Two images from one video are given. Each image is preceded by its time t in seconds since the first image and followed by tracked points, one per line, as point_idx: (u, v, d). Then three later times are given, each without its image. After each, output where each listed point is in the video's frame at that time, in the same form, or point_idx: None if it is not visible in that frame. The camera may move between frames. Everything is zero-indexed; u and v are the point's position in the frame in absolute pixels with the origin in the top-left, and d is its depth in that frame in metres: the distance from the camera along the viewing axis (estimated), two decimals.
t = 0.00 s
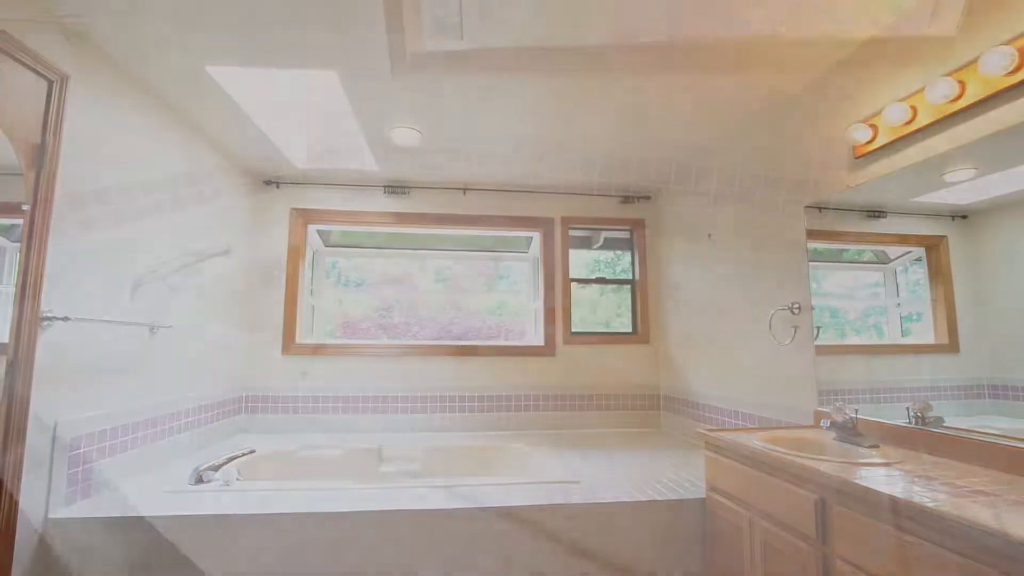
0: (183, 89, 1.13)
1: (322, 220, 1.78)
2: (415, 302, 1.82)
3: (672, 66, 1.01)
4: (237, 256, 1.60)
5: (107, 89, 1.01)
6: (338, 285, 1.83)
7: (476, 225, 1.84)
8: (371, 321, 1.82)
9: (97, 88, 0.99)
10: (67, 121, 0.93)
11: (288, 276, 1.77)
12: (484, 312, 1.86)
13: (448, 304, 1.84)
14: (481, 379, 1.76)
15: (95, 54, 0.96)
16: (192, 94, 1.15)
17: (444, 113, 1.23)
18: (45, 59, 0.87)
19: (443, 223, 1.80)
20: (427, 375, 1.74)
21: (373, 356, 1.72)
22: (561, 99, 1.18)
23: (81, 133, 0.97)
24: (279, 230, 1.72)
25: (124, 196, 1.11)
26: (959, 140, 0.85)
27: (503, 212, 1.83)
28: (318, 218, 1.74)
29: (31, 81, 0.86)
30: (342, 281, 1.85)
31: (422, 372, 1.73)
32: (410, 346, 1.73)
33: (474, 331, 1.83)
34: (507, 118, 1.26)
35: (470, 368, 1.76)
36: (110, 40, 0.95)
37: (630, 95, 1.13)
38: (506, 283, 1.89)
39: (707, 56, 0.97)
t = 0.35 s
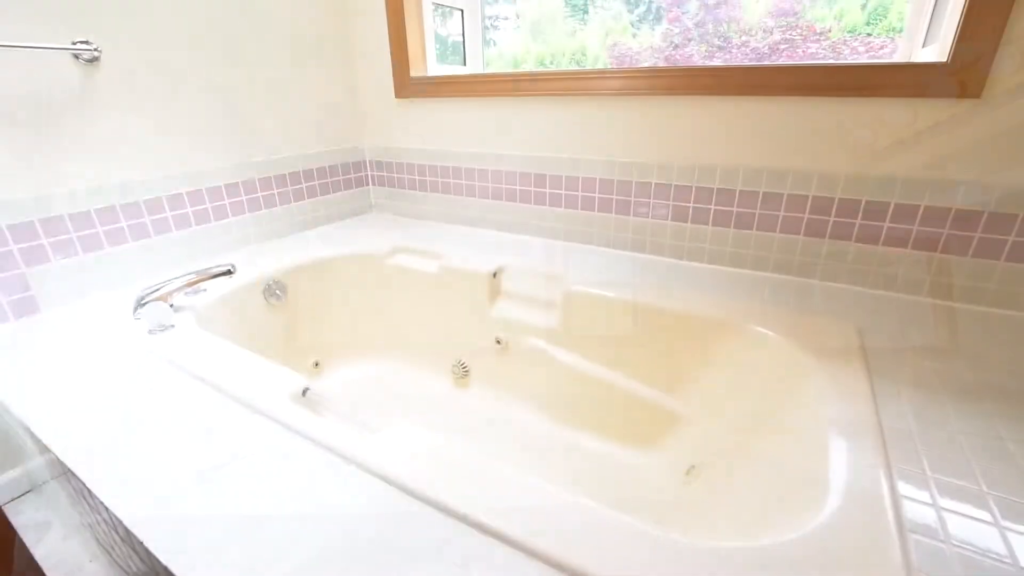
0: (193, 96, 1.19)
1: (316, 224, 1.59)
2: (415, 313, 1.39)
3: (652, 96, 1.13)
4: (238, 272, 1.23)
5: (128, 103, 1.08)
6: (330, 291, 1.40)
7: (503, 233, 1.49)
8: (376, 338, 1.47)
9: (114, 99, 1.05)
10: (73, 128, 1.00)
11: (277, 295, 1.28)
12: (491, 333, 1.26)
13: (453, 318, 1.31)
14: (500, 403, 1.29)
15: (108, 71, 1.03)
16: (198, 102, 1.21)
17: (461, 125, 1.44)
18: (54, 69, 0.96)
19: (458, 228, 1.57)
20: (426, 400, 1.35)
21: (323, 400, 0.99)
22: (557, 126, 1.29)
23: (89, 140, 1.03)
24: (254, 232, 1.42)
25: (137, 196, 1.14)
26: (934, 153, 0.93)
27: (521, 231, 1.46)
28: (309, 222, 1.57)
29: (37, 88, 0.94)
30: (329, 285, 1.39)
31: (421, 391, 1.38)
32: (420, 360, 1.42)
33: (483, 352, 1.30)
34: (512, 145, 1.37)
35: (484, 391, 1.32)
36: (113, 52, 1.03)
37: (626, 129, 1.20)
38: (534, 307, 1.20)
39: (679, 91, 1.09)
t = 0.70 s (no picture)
0: (200, 117, 1.22)
1: (319, 243, 1.60)
2: (418, 332, 1.38)
3: (652, 118, 1.15)
4: (243, 291, 1.24)
5: (137, 124, 1.10)
6: (332, 311, 1.40)
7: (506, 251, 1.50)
8: (377, 357, 1.47)
9: (126, 121, 1.08)
10: (85, 148, 1.03)
11: (280, 314, 1.29)
12: (492, 354, 1.26)
13: (455, 337, 1.32)
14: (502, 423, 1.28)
15: (120, 94, 1.07)
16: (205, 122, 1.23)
17: (464, 146, 1.46)
18: (66, 92, 0.99)
19: (461, 245, 1.59)
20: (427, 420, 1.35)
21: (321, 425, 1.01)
22: (560, 148, 1.30)
23: (100, 160, 1.06)
24: (258, 250, 1.43)
25: (144, 215, 1.15)
26: (933, 176, 0.94)
27: (522, 251, 1.47)
28: (312, 241, 1.58)
29: (50, 111, 0.97)
30: (332, 305, 1.40)
31: (424, 411, 1.37)
32: (421, 379, 1.42)
33: (484, 372, 1.30)
34: (515, 167, 1.39)
35: (485, 410, 1.32)
36: (125, 75, 1.06)
37: (627, 151, 1.21)
38: (536, 328, 1.20)
39: (679, 114, 1.11)
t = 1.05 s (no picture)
0: (212, 135, 1.24)
1: (326, 260, 1.62)
2: (423, 349, 1.39)
3: (655, 138, 1.16)
4: (250, 308, 1.25)
5: (149, 141, 1.12)
6: (337, 327, 1.41)
7: (510, 269, 1.51)
8: (381, 374, 1.47)
9: (139, 140, 1.11)
10: (100, 166, 1.05)
11: (286, 330, 1.30)
12: (497, 372, 1.26)
13: (460, 354, 1.32)
14: (506, 441, 1.28)
15: (135, 114, 1.09)
16: (217, 141, 1.26)
17: (470, 165, 1.48)
18: (81, 112, 1.01)
19: (466, 262, 1.60)
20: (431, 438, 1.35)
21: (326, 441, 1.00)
22: (565, 167, 1.32)
23: (114, 178, 1.08)
24: (265, 266, 1.44)
25: (155, 231, 1.17)
26: (939, 196, 0.94)
27: (527, 269, 1.48)
28: (318, 258, 1.59)
29: (65, 132, 0.99)
30: (337, 321, 1.40)
31: (428, 429, 1.36)
32: (426, 397, 1.41)
33: (488, 390, 1.29)
34: (520, 186, 1.41)
35: (489, 429, 1.31)
36: (140, 96, 1.09)
37: (631, 170, 1.22)
38: (541, 345, 1.20)
39: (682, 134, 1.13)
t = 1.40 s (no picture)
0: (223, 154, 1.27)
1: (333, 276, 1.63)
2: (428, 366, 1.38)
3: (660, 158, 1.17)
4: (257, 324, 1.26)
5: (161, 159, 1.15)
6: (342, 343, 1.41)
7: (516, 286, 1.51)
8: (386, 391, 1.46)
9: (153, 158, 1.13)
10: (114, 184, 1.07)
11: (292, 347, 1.30)
12: (502, 390, 1.26)
13: (464, 371, 1.31)
14: (511, 461, 1.26)
15: (149, 134, 1.12)
16: (228, 159, 1.28)
17: (476, 183, 1.49)
18: (97, 131, 1.03)
19: (472, 279, 1.60)
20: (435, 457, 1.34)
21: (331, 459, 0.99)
22: (570, 186, 1.33)
23: (127, 195, 1.10)
24: (273, 282, 1.45)
25: (165, 247, 1.19)
26: (946, 215, 0.94)
27: (533, 286, 1.48)
28: (325, 274, 1.60)
29: (80, 150, 1.02)
30: (343, 337, 1.41)
31: (433, 448, 1.35)
32: (430, 414, 1.41)
33: (493, 408, 1.29)
34: (525, 203, 1.42)
35: (494, 448, 1.30)
36: (155, 116, 1.12)
37: (636, 188, 1.23)
38: (546, 363, 1.19)
39: (687, 154, 1.14)
